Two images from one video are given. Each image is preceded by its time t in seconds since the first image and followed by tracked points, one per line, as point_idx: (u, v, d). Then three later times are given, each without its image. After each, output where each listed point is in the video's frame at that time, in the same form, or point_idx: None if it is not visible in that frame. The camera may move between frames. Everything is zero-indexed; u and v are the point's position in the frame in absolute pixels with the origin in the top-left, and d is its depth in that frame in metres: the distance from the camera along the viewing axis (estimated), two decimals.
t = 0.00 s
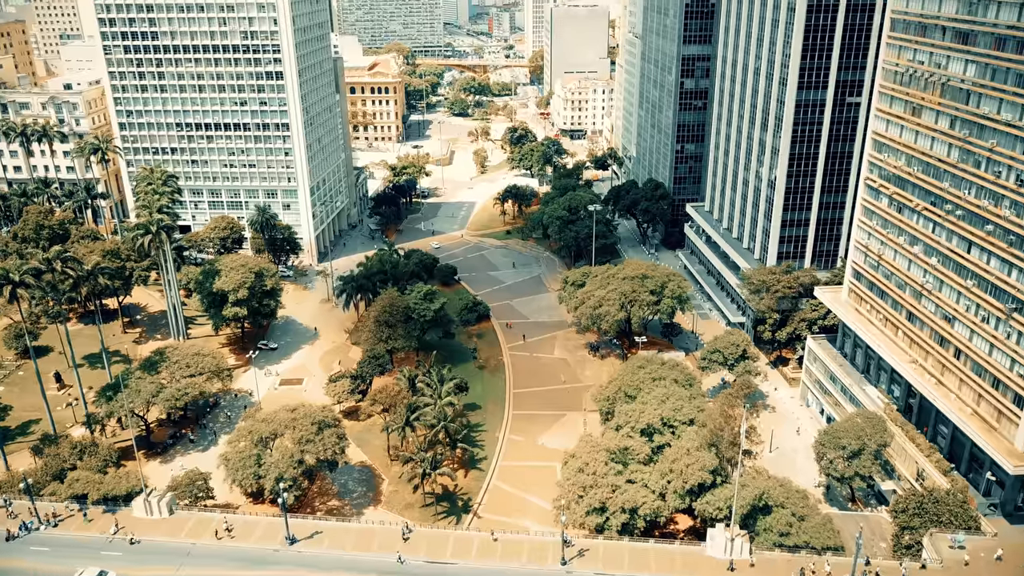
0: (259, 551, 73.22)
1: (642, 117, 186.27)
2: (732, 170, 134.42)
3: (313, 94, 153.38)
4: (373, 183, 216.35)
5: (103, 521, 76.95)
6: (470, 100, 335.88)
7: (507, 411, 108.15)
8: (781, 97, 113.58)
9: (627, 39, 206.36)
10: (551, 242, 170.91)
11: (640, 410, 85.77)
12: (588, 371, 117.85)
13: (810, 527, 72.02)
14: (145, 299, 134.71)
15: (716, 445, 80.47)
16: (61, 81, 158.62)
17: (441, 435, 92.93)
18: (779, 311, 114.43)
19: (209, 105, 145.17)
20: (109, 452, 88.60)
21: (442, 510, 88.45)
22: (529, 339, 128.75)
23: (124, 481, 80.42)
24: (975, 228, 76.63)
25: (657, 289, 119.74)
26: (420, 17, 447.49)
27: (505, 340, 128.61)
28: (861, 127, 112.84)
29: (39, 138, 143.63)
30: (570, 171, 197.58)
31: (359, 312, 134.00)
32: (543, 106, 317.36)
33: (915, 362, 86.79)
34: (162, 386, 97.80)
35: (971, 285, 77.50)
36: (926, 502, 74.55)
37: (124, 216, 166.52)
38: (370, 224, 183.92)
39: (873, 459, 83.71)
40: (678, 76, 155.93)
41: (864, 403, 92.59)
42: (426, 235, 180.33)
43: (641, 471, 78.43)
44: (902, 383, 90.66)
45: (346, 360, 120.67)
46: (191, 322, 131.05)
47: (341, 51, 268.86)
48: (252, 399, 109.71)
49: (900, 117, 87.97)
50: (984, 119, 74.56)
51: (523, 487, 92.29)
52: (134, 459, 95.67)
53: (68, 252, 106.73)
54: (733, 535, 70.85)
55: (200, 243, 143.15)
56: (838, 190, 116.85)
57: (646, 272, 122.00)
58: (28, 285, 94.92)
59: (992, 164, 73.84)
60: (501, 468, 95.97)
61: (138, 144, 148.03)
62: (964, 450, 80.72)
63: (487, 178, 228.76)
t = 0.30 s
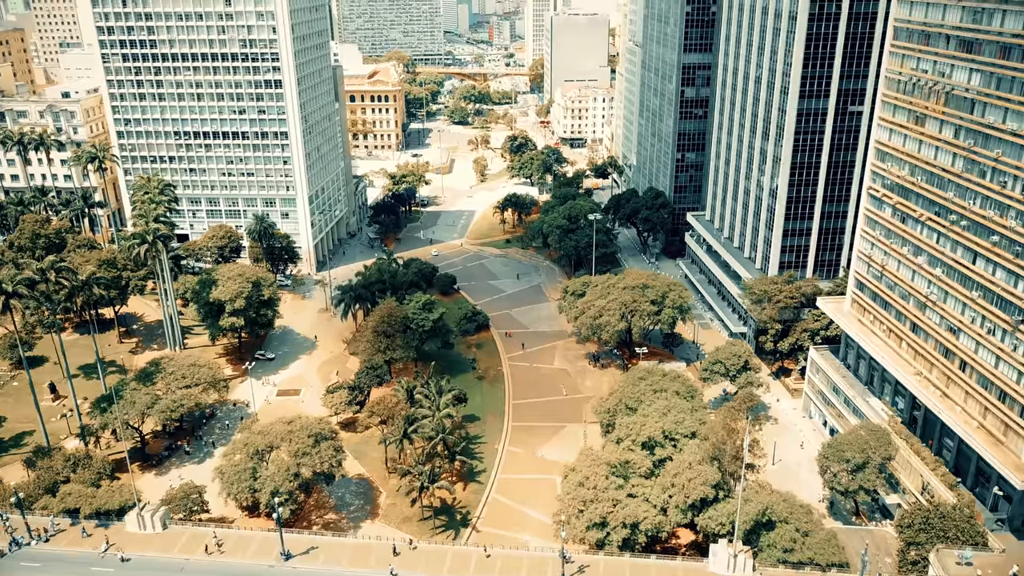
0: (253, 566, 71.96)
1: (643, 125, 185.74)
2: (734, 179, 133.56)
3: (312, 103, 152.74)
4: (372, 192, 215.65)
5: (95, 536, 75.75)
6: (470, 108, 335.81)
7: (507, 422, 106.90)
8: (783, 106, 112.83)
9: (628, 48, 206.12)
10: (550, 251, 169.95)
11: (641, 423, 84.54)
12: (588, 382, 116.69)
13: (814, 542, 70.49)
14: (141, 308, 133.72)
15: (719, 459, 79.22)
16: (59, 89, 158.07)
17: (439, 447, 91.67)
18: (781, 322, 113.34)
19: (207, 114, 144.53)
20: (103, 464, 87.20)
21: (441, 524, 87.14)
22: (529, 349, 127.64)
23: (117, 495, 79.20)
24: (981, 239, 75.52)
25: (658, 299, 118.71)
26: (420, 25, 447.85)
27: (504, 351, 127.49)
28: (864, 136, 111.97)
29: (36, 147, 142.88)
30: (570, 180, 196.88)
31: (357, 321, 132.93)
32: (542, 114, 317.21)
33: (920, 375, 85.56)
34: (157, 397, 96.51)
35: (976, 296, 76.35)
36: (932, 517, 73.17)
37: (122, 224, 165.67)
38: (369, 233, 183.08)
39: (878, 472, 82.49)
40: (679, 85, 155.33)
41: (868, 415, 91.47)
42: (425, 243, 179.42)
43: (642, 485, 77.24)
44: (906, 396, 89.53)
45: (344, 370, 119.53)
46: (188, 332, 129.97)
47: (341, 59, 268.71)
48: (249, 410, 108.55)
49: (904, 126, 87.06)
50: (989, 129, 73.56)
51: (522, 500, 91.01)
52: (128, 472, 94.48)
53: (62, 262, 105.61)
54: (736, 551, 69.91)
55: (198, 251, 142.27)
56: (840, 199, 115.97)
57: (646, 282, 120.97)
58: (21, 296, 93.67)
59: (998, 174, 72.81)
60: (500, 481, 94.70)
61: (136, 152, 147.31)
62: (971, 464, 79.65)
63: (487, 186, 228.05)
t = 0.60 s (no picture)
0: None
1: (643, 133, 185.16)
2: (734, 187, 132.77)
3: (311, 110, 152.18)
4: (372, 200, 214.92)
5: (87, 550, 74.66)
6: (469, 116, 335.69)
7: (506, 433, 105.74)
8: (784, 114, 112.09)
9: (628, 56, 205.86)
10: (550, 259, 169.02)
11: (642, 434, 83.43)
12: (588, 391, 115.59)
13: (818, 557, 68.82)
14: (138, 317, 132.89)
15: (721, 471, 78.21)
16: (57, 97, 157.63)
17: (437, 458, 90.55)
18: (783, 331, 112.34)
19: (205, 122, 143.93)
20: (97, 476, 85.93)
21: (439, 537, 85.90)
22: (528, 358, 126.58)
23: (110, 509, 78.16)
24: (986, 249, 74.55)
25: (659, 308, 117.67)
26: (420, 32, 448.41)
27: (504, 360, 126.46)
28: (866, 144, 111.17)
29: (33, 154, 142.21)
30: (570, 188, 196.19)
31: (355, 330, 131.94)
32: (542, 122, 316.97)
33: (924, 386, 84.45)
34: (153, 408, 95.35)
35: (982, 307, 75.32)
36: (938, 531, 71.98)
37: (120, 232, 164.92)
38: (368, 241, 182.22)
39: (882, 485, 81.26)
40: (680, 93, 154.68)
41: (872, 427, 90.38)
42: (424, 252, 178.53)
43: (644, 499, 76.07)
44: (910, 407, 88.54)
45: (342, 380, 118.49)
46: (185, 341, 129.02)
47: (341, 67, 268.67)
48: (246, 421, 107.49)
49: (906, 135, 86.26)
50: (994, 137, 72.71)
51: (521, 513, 89.84)
52: (123, 484, 93.42)
53: (58, 271, 104.65)
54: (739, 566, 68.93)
55: (195, 260, 141.33)
56: (842, 208, 115.14)
57: (647, 291, 119.89)
58: (15, 305, 92.47)
59: (1003, 183, 71.91)
60: (499, 493, 93.53)
61: (134, 160, 146.66)
62: (977, 476, 78.60)
63: (487, 194, 227.32)
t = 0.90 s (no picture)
0: None
1: (643, 141, 184.53)
2: (736, 195, 131.95)
3: (310, 118, 151.60)
4: (371, 207, 214.08)
5: (79, 564, 73.53)
6: (470, 123, 335.43)
7: (505, 444, 104.57)
8: (785, 122, 111.37)
9: (628, 63, 205.50)
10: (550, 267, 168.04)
11: (643, 446, 82.27)
12: (588, 401, 114.49)
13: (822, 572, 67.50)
14: (135, 326, 132.01)
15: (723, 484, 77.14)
16: (55, 104, 157.08)
17: (436, 470, 89.41)
18: (785, 341, 111.30)
19: (204, 129, 143.29)
20: (90, 488, 85.15)
21: (437, 549, 84.67)
22: (528, 367, 125.52)
23: (103, 522, 77.07)
24: (992, 258, 73.49)
25: (660, 317, 116.61)
26: (420, 40, 448.68)
27: (503, 369, 125.40)
28: (868, 152, 110.46)
29: (30, 162, 141.46)
30: (570, 196, 195.48)
31: (353, 339, 130.91)
32: (543, 129, 316.70)
33: (928, 397, 83.24)
34: (148, 418, 94.19)
35: (987, 317, 74.25)
36: (944, 546, 70.79)
37: (117, 240, 164.18)
38: (367, 249, 181.35)
39: (886, 497, 80.08)
40: (680, 100, 154.06)
41: (876, 438, 89.25)
42: (423, 260, 177.61)
43: (645, 512, 74.93)
44: (914, 418, 87.41)
45: (340, 389, 117.44)
46: (182, 350, 127.99)
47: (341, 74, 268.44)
48: (242, 431, 106.40)
49: (910, 143, 85.41)
50: (999, 146, 71.79)
51: (521, 525, 88.64)
52: (118, 495, 92.31)
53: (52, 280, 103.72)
54: None
55: (193, 268, 140.46)
56: (844, 216, 114.32)
57: (648, 300, 118.85)
58: (8, 316, 91.28)
59: (1009, 192, 70.93)
60: (498, 505, 92.33)
61: (132, 168, 145.99)
62: (983, 489, 77.43)
63: (487, 202, 226.57)
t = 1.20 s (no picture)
0: None
1: (644, 148, 183.76)
2: (737, 203, 131.09)
3: (309, 125, 150.84)
4: (371, 215, 213.32)
5: None
6: (469, 130, 335.06)
7: (505, 454, 103.42)
8: (787, 130, 110.65)
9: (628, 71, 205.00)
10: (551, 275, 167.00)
11: (644, 458, 81.10)
12: (588, 411, 113.37)
13: None
14: (132, 335, 131.05)
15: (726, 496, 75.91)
16: (53, 111, 156.57)
17: (434, 481, 88.28)
18: (787, 350, 110.23)
19: (202, 136, 142.58)
20: (84, 499, 84.24)
21: (435, 563, 83.41)
22: (527, 376, 124.47)
23: (95, 536, 75.84)
24: (997, 268, 72.50)
25: (661, 325, 115.53)
26: (420, 47, 449.08)
27: (503, 378, 124.27)
28: (870, 160, 109.71)
29: (27, 169, 140.71)
30: (570, 204, 194.75)
31: (352, 348, 129.84)
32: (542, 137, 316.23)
33: (933, 408, 82.08)
34: (143, 428, 93.06)
35: (993, 327, 73.19)
36: (951, 560, 69.57)
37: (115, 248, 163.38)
38: (366, 256, 180.41)
39: (891, 510, 78.90)
40: (681, 107, 153.36)
41: (881, 449, 88.09)
42: (423, 267, 176.61)
43: (646, 525, 73.72)
44: (919, 429, 86.22)
45: (338, 399, 116.27)
46: (179, 359, 126.96)
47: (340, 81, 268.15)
48: (239, 441, 105.27)
49: (913, 151, 84.56)
50: (1005, 154, 70.87)
51: (520, 538, 87.36)
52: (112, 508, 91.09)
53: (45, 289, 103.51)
54: None
55: (191, 276, 139.54)
56: (846, 224, 113.45)
57: (649, 309, 117.75)
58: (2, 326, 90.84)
59: (1015, 201, 69.95)
60: (498, 517, 91.08)
61: (130, 175, 145.30)
62: (989, 502, 76.24)
63: (487, 209, 225.74)
